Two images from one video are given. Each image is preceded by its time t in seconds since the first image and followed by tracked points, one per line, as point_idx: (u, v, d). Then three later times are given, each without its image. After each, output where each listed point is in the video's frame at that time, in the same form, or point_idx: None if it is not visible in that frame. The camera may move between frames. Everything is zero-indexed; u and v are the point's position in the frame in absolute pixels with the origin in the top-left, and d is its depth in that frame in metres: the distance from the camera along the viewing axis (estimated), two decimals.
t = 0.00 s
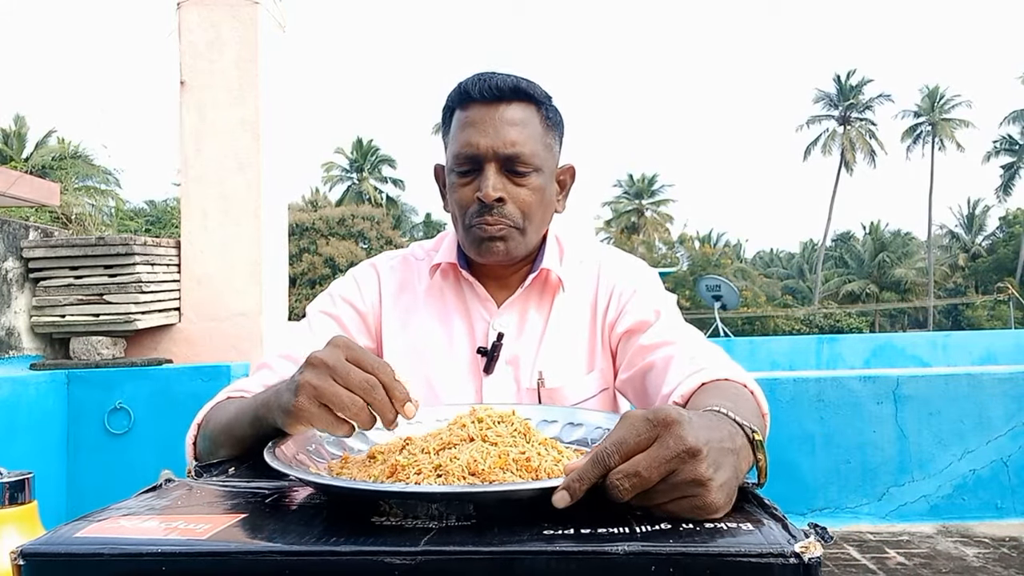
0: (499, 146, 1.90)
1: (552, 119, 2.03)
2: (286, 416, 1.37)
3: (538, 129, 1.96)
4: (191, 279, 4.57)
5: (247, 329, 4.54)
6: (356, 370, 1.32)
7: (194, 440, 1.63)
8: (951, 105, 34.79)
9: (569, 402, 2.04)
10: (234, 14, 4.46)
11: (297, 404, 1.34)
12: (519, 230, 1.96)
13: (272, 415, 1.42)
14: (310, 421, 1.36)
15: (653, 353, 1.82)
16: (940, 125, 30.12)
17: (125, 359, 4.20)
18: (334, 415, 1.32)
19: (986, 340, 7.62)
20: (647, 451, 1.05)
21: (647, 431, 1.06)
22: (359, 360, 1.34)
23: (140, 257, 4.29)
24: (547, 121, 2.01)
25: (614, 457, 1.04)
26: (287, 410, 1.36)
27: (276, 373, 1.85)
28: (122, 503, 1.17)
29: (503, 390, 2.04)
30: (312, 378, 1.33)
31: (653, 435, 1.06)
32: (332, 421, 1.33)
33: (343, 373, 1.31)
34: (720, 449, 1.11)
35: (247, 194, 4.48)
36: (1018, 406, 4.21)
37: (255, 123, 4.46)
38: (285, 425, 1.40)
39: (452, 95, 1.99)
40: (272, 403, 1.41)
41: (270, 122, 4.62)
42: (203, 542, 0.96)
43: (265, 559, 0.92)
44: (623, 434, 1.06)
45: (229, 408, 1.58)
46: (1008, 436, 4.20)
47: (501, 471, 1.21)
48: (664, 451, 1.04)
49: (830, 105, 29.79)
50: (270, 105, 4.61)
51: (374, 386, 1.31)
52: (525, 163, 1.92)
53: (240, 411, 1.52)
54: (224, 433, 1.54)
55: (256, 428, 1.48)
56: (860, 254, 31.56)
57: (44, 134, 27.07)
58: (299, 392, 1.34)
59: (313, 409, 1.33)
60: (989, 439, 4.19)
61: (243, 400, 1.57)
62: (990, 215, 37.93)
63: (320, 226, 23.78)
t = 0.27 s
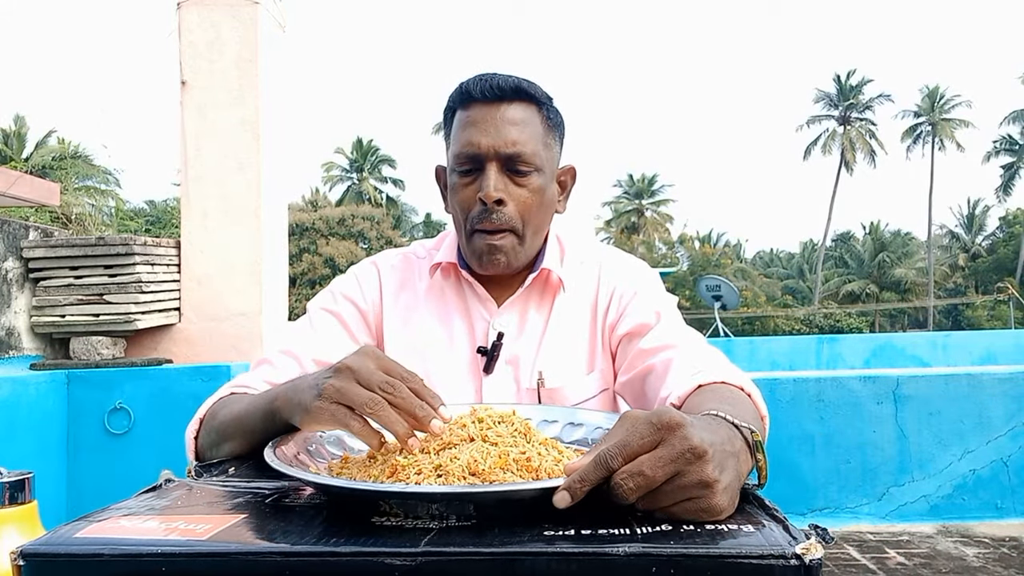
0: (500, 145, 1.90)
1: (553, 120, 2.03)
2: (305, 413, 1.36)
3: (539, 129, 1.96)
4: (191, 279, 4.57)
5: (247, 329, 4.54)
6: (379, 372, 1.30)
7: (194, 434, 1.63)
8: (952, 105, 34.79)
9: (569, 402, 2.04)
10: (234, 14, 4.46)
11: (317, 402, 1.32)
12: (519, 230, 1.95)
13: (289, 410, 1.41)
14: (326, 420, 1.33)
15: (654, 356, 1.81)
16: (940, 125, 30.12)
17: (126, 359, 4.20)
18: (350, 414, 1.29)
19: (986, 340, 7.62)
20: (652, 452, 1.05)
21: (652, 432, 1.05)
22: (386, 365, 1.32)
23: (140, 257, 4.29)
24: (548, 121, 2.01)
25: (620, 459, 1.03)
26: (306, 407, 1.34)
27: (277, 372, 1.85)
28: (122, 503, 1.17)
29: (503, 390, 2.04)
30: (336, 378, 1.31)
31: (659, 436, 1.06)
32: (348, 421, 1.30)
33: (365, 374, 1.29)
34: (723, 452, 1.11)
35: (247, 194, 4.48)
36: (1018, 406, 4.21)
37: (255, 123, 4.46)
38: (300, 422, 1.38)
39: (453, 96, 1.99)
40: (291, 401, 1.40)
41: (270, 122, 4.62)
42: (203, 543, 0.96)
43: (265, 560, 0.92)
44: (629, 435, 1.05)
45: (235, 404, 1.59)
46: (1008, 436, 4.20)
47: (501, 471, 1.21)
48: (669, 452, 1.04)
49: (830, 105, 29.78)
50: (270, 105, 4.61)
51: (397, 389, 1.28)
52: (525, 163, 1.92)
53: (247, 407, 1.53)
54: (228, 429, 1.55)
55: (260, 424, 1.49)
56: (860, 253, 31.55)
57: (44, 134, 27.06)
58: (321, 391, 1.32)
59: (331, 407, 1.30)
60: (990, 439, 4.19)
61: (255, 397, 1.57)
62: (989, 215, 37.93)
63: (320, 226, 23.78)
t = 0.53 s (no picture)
0: (501, 140, 1.90)
1: (553, 118, 2.03)
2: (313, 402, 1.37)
3: (540, 125, 1.96)
4: (191, 279, 4.57)
5: (247, 329, 4.54)
6: (387, 363, 1.31)
7: (194, 430, 1.63)
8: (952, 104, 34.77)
9: (569, 403, 2.04)
10: (234, 14, 4.46)
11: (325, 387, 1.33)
12: (520, 225, 1.95)
13: (295, 403, 1.41)
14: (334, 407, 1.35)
15: (654, 357, 1.81)
16: (940, 125, 30.12)
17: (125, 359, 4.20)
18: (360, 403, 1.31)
19: (986, 340, 7.62)
20: (649, 456, 1.05)
21: (648, 437, 1.05)
22: (393, 355, 1.33)
23: (140, 257, 4.29)
24: (548, 119, 2.01)
25: (618, 467, 1.03)
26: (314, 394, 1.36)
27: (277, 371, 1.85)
28: (122, 503, 1.17)
29: (503, 390, 2.04)
30: (342, 364, 1.32)
31: (655, 440, 1.05)
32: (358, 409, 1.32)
33: (374, 363, 1.30)
34: (719, 450, 1.11)
35: (247, 194, 4.48)
36: (1018, 406, 4.21)
37: (255, 123, 4.46)
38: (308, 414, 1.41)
39: (454, 93, 1.99)
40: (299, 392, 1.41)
41: (270, 122, 4.62)
42: (203, 543, 0.96)
43: (265, 561, 0.92)
44: (625, 443, 1.05)
45: (237, 402, 1.59)
46: (1008, 436, 4.20)
47: (501, 470, 1.21)
48: (667, 455, 1.04)
49: (830, 105, 29.78)
50: (270, 105, 4.61)
51: (402, 379, 1.30)
52: (525, 158, 1.92)
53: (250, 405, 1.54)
54: (230, 425, 1.56)
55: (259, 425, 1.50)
56: (860, 253, 31.54)
57: (44, 134, 27.05)
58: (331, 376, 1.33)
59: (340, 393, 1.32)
60: (990, 439, 4.19)
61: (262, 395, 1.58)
62: (989, 215, 37.92)
63: (320, 226, 23.78)
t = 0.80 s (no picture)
0: (500, 139, 1.90)
1: (551, 118, 2.03)
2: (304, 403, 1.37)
3: (538, 124, 1.96)
4: (191, 279, 4.57)
5: (247, 329, 4.54)
6: (371, 354, 1.32)
7: (193, 429, 1.63)
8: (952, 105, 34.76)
9: (569, 402, 2.03)
10: (234, 14, 4.46)
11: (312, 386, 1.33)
12: (519, 224, 1.95)
13: (293, 403, 1.41)
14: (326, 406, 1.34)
15: (653, 357, 1.81)
16: (940, 125, 30.12)
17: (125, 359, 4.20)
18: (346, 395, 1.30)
19: (986, 340, 7.62)
20: (648, 455, 1.05)
21: (647, 437, 1.05)
22: (378, 347, 1.35)
23: (140, 257, 4.29)
24: (546, 118, 2.01)
25: (616, 466, 1.03)
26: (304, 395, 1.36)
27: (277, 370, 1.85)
28: (122, 503, 1.17)
29: (502, 390, 2.04)
30: (327, 359, 1.33)
31: (654, 439, 1.05)
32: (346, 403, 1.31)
33: (358, 355, 1.31)
34: (719, 450, 1.11)
35: (247, 194, 4.48)
36: (1018, 406, 4.21)
37: (255, 123, 4.46)
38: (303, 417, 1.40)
39: (452, 93, 1.99)
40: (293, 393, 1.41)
41: (270, 122, 4.62)
42: (202, 542, 0.96)
43: (264, 560, 0.92)
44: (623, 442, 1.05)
45: (237, 403, 1.59)
46: (1008, 436, 4.20)
47: (501, 470, 1.21)
48: (665, 454, 1.04)
49: (830, 105, 29.77)
50: (270, 105, 4.61)
51: (387, 369, 1.31)
52: (524, 157, 1.92)
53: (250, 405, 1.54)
54: (229, 426, 1.56)
55: (257, 426, 1.50)
56: (860, 254, 31.53)
57: (44, 134, 27.05)
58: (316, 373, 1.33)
59: (327, 389, 1.32)
60: (990, 439, 4.19)
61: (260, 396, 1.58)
62: (989, 216, 37.92)
63: (320, 226, 23.76)
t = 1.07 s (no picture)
0: (499, 142, 1.90)
1: (551, 119, 2.03)
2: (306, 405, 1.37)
3: (537, 126, 1.96)
4: (191, 279, 4.57)
5: (247, 329, 4.54)
6: (371, 351, 1.34)
7: (193, 430, 1.63)
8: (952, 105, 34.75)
9: (569, 402, 2.03)
10: (234, 14, 4.46)
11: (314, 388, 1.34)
12: (519, 227, 1.95)
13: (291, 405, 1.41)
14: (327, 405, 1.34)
15: (653, 357, 1.81)
16: (940, 125, 30.12)
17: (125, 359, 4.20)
18: (346, 390, 1.30)
19: (986, 340, 7.62)
20: (649, 454, 1.05)
21: (648, 436, 1.05)
22: (377, 347, 1.36)
23: (140, 257, 4.29)
24: (546, 119, 2.01)
25: (616, 466, 1.03)
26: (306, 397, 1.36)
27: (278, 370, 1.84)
28: (122, 503, 1.17)
29: (502, 389, 2.04)
30: (328, 361, 1.34)
31: (655, 439, 1.05)
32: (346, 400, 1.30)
33: (359, 353, 1.32)
34: (720, 451, 1.11)
35: (247, 194, 4.48)
36: (1018, 406, 4.21)
37: (255, 122, 4.46)
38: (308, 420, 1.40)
39: (451, 95, 1.99)
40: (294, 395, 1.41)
41: (270, 122, 4.62)
42: (203, 542, 0.96)
43: (264, 560, 0.92)
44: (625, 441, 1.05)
45: (238, 403, 1.59)
46: (1008, 436, 4.20)
47: (501, 470, 1.21)
48: (666, 453, 1.04)
49: (830, 105, 29.77)
50: (270, 105, 4.61)
51: (387, 365, 1.31)
52: (523, 158, 1.92)
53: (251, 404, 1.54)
54: (229, 426, 1.56)
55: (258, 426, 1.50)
56: (861, 254, 31.52)
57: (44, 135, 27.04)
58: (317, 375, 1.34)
59: (328, 387, 1.32)
60: (990, 439, 4.19)
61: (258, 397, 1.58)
62: (989, 216, 37.91)
63: (320, 226, 23.76)
